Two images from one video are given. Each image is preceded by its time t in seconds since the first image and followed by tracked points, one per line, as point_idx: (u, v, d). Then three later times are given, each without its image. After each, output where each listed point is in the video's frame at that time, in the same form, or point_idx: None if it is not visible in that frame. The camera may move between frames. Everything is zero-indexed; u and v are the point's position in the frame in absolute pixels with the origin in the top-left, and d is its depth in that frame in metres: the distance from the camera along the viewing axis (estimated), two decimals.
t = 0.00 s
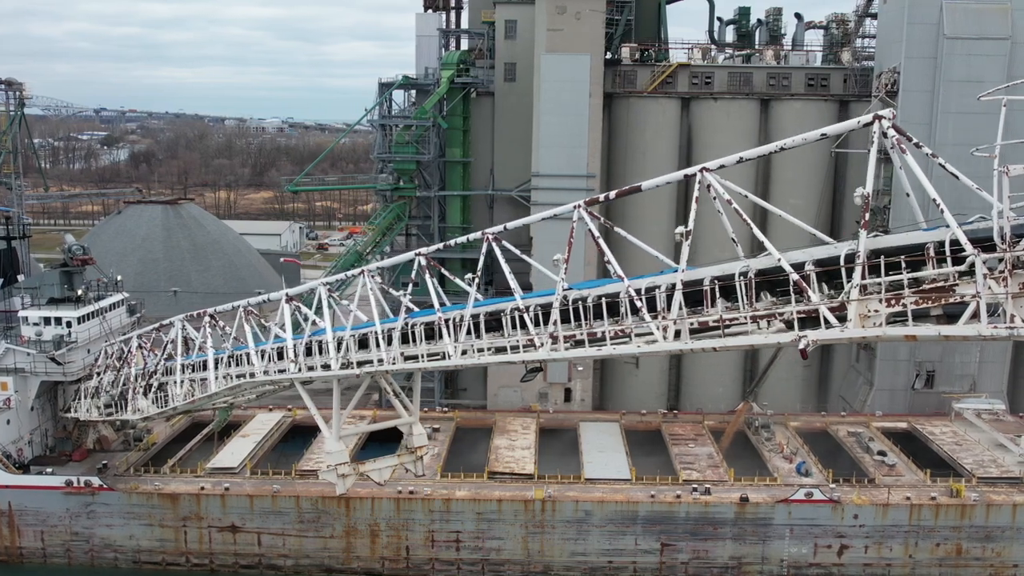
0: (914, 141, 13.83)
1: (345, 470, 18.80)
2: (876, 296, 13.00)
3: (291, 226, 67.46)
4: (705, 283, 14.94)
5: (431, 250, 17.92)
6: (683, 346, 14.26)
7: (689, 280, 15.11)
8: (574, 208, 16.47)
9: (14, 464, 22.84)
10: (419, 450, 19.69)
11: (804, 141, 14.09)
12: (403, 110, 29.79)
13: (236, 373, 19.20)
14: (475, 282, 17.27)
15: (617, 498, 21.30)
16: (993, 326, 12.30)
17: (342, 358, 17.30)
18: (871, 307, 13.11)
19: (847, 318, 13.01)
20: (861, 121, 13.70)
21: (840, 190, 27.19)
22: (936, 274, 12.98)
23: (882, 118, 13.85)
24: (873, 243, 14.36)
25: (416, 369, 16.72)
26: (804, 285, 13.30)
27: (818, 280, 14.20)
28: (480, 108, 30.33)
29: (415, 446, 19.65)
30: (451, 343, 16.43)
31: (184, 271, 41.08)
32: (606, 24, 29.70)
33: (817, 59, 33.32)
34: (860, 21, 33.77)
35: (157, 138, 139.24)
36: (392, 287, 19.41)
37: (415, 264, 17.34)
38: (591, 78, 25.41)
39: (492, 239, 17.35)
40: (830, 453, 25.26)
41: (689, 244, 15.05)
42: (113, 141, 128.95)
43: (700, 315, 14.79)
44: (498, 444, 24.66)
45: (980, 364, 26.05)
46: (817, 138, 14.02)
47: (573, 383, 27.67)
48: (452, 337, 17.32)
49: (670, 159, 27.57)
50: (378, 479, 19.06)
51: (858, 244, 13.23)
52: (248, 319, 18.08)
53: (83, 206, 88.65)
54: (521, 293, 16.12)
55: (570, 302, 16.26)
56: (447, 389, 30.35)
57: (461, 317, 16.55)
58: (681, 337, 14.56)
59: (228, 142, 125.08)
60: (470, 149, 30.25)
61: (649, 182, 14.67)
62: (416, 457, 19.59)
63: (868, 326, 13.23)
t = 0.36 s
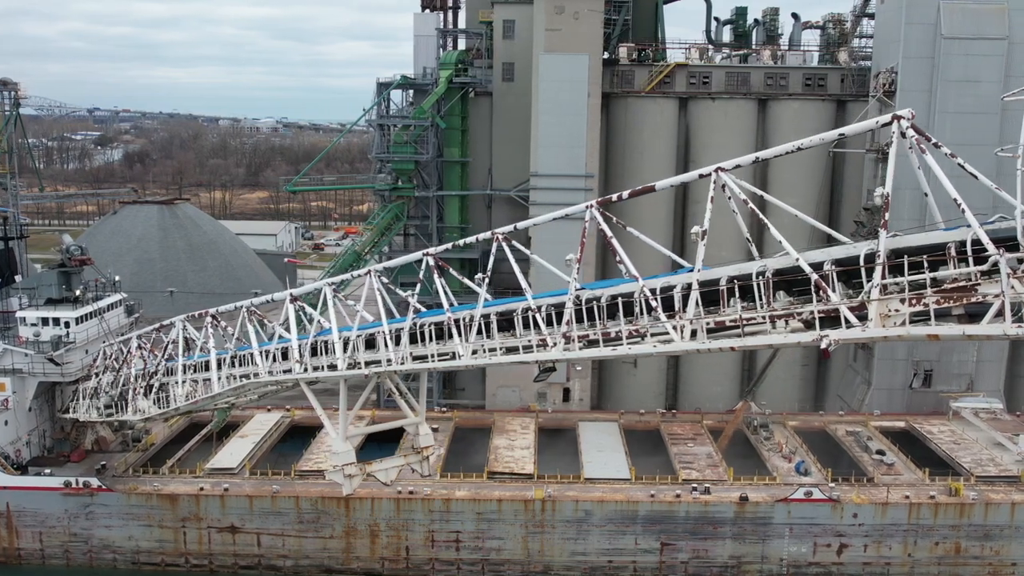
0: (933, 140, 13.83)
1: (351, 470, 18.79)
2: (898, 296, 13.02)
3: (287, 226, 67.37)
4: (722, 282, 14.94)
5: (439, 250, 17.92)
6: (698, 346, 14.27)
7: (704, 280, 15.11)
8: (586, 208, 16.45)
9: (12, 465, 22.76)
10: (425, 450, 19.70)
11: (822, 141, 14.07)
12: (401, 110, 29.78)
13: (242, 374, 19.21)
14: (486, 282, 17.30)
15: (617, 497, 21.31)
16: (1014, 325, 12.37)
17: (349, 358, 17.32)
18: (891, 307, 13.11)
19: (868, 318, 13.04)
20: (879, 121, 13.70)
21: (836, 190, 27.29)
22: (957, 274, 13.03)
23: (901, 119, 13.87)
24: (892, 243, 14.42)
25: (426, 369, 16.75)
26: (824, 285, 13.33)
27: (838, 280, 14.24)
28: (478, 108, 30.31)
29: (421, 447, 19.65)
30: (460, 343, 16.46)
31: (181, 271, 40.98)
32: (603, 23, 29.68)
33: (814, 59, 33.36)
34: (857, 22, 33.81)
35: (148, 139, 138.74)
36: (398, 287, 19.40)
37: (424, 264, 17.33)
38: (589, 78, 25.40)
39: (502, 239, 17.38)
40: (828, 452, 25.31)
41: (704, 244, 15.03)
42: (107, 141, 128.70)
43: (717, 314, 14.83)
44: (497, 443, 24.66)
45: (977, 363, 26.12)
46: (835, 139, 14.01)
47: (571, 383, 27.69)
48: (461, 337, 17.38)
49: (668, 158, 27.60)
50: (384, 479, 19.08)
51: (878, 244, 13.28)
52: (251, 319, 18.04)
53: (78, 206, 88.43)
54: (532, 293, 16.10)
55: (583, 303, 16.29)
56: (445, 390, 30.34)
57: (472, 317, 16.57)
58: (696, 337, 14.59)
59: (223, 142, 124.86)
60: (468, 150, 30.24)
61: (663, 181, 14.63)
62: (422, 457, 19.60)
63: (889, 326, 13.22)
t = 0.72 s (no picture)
0: (952, 141, 13.81)
1: (358, 471, 18.81)
2: (919, 295, 13.04)
3: (282, 226, 67.26)
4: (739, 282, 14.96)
5: (446, 249, 17.88)
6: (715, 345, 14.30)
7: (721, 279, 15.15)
8: (599, 208, 16.41)
9: (10, 466, 22.67)
10: (431, 450, 19.67)
11: (841, 140, 14.06)
12: (399, 110, 29.76)
13: (247, 375, 19.19)
14: (496, 282, 17.28)
15: (617, 497, 21.32)
16: None
17: (355, 358, 17.29)
18: (911, 306, 13.15)
19: (888, 317, 13.09)
20: (898, 121, 13.72)
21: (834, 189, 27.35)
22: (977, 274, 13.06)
23: (920, 118, 13.88)
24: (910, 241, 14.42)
25: (435, 370, 16.74)
26: (844, 285, 13.35)
27: (858, 280, 14.24)
28: (476, 107, 30.29)
29: (427, 447, 19.64)
30: (470, 344, 16.47)
31: (176, 272, 40.83)
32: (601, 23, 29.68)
33: (811, 59, 33.39)
34: (854, 21, 33.85)
35: (142, 139, 138.50)
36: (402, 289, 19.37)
37: (431, 264, 17.28)
38: (587, 77, 25.40)
39: (512, 239, 17.37)
40: (827, 451, 25.35)
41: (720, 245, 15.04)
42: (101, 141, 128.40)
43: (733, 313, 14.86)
44: (496, 443, 24.65)
45: (974, 362, 26.12)
46: (853, 138, 14.01)
47: (570, 383, 27.70)
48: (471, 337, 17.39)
49: (666, 159, 27.62)
50: (391, 479, 19.13)
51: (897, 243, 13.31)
52: (252, 319, 18.00)
53: (72, 206, 88.17)
54: (544, 293, 16.07)
55: (596, 302, 16.24)
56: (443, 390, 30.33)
57: (483, 317, 16.57)
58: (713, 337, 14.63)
59: (217, 142, 124.65)
60: (466, 150, 30.23)
61: (677, 181, 14.61)
62: (427, 457, 19.60)
63: (908, 324, 13.30)
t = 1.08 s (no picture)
0: (970, 141, 13.83)
1: (364, 471, 18.79)
2: (938, 295, 13.09)
3: (277, 226, 67.15)
4: (754, 282, 15.02)
5: (453, 249, 17.87)
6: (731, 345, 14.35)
7: (736, 279, 15.21)
8: (610, 208, 16.42)
9: (6, 468, 22.56)
10: (437, 450, 19.57)
11: (857, 141, 14.11)
12: (395, 110, 29.72)
13: (249, 376, 19.21)
14: (505, 283, 17.26)
15: (615, 497, 21.33)
16: None
17: (360, 359, 17.35)
18: (931, 306, 13.21)
19: (908, 317, 13.15)
20: (915, 121, 13.75)
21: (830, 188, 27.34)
22: (996, 273, 13.11)
23: (938, 119, 13.92)
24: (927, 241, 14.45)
25: (444, 370, 16.79)
26: (863, 285, 13.40)
27: (876, 279, 14.29)
28: (473, 107, 30.26)
29: (433, 447, 19.49)
30: (480, 344, 16.51)
31: (172, 273, 40.75)
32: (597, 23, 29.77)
33: (807, 59, 33.44)
34: (850, 21, 33.92)
35: (135, 139, 138.23)
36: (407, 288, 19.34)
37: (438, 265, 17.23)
38: (585, 77, 25.39)
39: (520, 239, 17.38)
40: (824, 451, 25.39)
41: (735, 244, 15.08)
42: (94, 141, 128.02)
43: (748, 312, 14.90)
44: (495, 443, 24.63)
45: (970, 362, 26.19)
46: (870, 138, 14.07)
47: (567, 383, 27.68)
48: (480, 337, 17.44)
49: (663, 159, 27.66)
50: (397, 480, 19.11)
51: (916, 243, 13.35)
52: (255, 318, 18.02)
53: (66, 207, 87.90)
54: (554, 293, 16.05)
55: (609, 303, 16.22)
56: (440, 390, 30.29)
57: (493, 317, 16.60)
58: (729, 336, 14.68)
59: (211, 142, 124.38)
60: (463, 149, 30.22)
61: (689, 181, 14.63)
62: (432, 457, 19.46)
63: (928, 324, 13.36)
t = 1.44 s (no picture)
0: (987, 142, 13.81)
1: (370, 472, 18.77)
2: (956, 296, 13.13)
3: (271, 226, 67.03)
4: (769, 282, 15.04)
5: (460, 249, 17.82)
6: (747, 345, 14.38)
7: (750, 279, 15.23)
8: (621, 209, 16.38)
9: (3, 469, 22.46)
10: (442, 451, 19.52)
11: (873, 141, 14.14)
12: (392, 110, 29.69)
13: (251, 376, 19.19)
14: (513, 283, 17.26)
15: (614, 496, 21.36)
16: None
17: (366, 359, 17.40)
18: (949, 306, 13.26)
19: (926, 317, 13.20)
20: (932, 121, 13.77)
21: (825, 188, 27.43)
22: (1015, 274, 13.13)
23: (955, 119, 13.92)
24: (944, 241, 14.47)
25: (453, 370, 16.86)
26: (881, 285, 13.44)
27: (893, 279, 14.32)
28: (469, 108, 30.25)
29: (438, 449, 19.39)
30: (489, 344, 16.54)
31: (167, 273, 40.65)
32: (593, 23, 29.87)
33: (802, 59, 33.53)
34: (845, 21, 34.01)
35: (128, 139, 137.90)
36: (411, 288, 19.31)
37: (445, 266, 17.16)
38: (582, 77, 25.41)
39: (528, 239, 17.34)
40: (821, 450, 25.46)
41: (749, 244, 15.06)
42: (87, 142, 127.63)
43: (763, 313, 14.94)
44: (493, 443, 24.62)
45: (966, 361, 26.29)
46: (886, 139, 14.09)
47: (564, 383, 27.70)
48: (488, 337, 17.50)
49: (659, 159, 27.72)
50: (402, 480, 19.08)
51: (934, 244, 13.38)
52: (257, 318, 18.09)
53: (59, 207, 87.61)
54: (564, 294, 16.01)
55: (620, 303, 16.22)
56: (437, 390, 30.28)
57: (502, 318, 16.64)
58: (745, 337, 14.72)
59: (204, 143, 124.11)
60: (460, 149, 30.23)
61: (702, 182, 14.56)
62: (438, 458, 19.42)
63: (946, 324, 13.41)
